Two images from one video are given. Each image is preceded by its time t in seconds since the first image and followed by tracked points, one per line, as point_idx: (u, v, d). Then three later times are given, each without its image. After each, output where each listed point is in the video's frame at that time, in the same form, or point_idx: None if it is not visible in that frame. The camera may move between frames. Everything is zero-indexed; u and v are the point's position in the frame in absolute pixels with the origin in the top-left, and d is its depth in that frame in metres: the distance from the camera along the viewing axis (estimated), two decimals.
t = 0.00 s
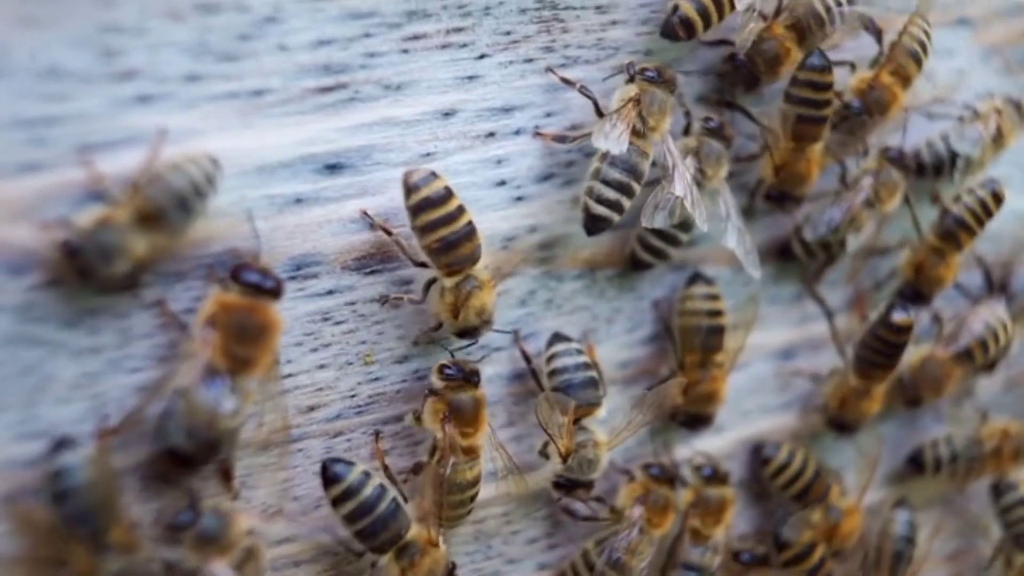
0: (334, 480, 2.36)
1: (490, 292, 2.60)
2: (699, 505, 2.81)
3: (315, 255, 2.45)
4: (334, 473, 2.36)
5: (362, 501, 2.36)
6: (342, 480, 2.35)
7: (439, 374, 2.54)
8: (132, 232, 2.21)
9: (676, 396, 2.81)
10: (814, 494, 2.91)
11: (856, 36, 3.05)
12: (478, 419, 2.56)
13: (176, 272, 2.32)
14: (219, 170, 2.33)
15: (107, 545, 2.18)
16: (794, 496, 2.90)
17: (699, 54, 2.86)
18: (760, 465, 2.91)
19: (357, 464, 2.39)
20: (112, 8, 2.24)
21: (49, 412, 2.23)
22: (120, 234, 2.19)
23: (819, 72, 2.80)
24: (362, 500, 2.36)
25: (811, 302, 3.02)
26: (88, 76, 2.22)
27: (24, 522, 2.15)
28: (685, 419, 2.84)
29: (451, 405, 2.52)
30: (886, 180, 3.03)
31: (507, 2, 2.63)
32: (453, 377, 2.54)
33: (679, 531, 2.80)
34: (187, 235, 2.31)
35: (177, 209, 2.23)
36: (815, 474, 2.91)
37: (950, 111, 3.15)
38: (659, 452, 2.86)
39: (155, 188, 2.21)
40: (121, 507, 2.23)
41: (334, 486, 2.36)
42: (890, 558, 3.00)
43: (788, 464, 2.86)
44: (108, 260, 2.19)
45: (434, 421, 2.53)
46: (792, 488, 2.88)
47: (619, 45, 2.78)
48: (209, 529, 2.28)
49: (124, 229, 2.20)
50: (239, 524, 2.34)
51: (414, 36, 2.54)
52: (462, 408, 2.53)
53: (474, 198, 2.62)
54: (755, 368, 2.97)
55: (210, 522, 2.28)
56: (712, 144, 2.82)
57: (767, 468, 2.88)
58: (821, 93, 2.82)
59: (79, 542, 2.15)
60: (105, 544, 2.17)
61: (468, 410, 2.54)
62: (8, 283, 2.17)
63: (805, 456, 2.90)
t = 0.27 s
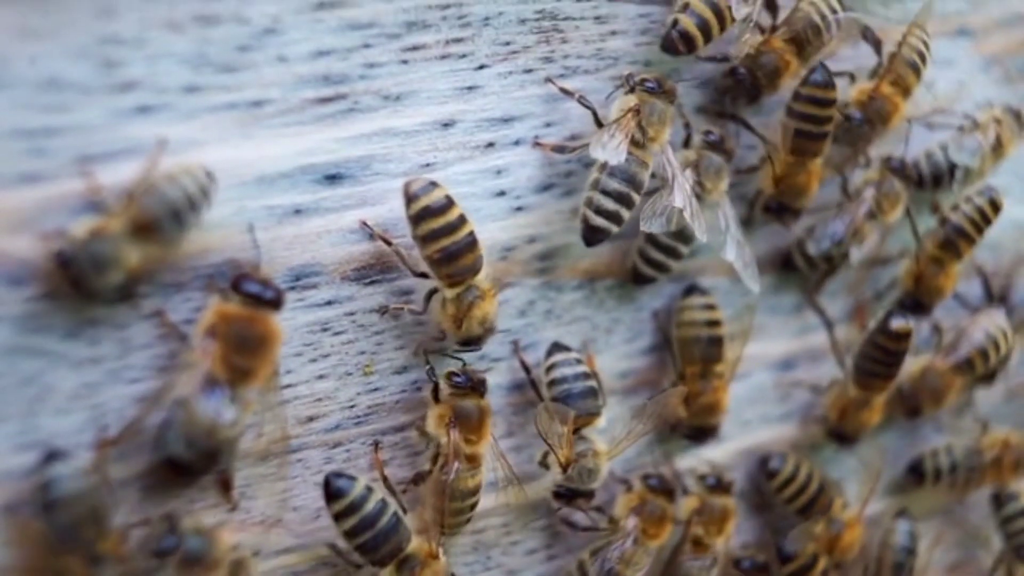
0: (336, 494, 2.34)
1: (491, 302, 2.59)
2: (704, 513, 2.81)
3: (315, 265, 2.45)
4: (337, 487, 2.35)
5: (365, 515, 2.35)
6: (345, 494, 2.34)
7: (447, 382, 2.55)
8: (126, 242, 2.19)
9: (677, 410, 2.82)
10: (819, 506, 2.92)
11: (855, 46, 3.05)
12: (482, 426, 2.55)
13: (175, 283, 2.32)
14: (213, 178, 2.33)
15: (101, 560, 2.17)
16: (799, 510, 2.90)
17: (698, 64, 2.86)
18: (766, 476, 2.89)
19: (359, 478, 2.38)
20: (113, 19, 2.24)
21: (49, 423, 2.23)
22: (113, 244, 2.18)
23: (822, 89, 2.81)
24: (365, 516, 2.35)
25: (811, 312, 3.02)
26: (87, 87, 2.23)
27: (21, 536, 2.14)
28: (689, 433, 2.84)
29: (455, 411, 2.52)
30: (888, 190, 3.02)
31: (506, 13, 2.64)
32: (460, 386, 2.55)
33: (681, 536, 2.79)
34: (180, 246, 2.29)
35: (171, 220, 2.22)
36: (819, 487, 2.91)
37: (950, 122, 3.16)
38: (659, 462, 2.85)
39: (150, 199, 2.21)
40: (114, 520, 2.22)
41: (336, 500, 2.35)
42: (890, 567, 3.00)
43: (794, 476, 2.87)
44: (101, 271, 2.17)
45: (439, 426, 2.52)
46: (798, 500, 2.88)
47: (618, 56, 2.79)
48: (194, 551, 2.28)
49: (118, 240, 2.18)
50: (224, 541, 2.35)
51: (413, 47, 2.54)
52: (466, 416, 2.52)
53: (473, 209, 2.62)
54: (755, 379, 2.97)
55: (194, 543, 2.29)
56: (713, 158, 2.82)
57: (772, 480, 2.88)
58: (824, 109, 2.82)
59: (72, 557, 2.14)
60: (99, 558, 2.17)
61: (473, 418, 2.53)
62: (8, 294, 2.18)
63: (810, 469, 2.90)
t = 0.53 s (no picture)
0: (337, 509, 2.34)
1: (492, 311, 2.58)
2: (706, 524, 2.81)
3: (313, 278, 2.46)
4: (337, 502, 2.35)
5: (365, 531, 2.34)
6: (346, 509, 2.34)
7: (452, 390, 2.55)
8: (119, 257, 2.21)
9: (677, 424, 2.81)
10: (821, 520, 2.92)
11: (853, 58, 3.06)
12: (487, 435, 2.55)
13: (173, 295, 2.32)
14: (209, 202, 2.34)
15: None
16: (800, 524, 2.90)
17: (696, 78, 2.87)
18: (767, 491, 2.89)
19: (360, 493, 2.38)
20: (112, 32, 2.25)
21: (47, 436, 2.23)
22: (106, 258, 2.19)
23: (824, 104, 2.82)
24: (364, 531, 2.34)
25: (810, 324, 3.02)
26: (87, 100, 2.23)
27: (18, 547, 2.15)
28: (686, 447, 2.84)
29: (460, 419, 2.53)
30: (890, 203, 3.01)
31: (505, 26, 2.64)
32: (466, 395, 2.55)
33: (682, 546, 2.78)
34: (175, 261, 2.31)
35: (165, 235, 2.23)
36: (821, 501, 2.91)
37: (948, 134, 3.17)
38: (659, 475, 2.85)
39: (145, 213, 2.22)
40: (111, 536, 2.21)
41: (336, 515, 2.34)
42: None
43: (797, 491, 2.87)
44: (95, 284, 2.18)
45: (445, 431, 2.52)
46: (800, 514, 2.88)
47: (616, 69, 2.79)
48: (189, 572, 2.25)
49: (111, 254, 2.19)
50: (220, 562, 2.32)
51: (413, 59, 2.55)
52: (472, 425, 2.52)
53: (472, 221, 2.62)
54: (754, 392, 2.97)
55: (190, 565, 2.25)
56: (713, 171, 2.81)
57: (774, 495, 2.88)
58: (825, 123, 2.83)
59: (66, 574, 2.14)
60: None
61: (478, 427, 2.53)
62: (7, 306, 2.18)
63: (812, 485, 2.90)
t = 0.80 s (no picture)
0: (334, 526, 2.35)
1: (495, 316, 2.59)
2: (711, 532, 2.81)
3: (312, 288, 2.45)
4: (334, 518, 2.36)
5: (364, 547, 2.34)
6: (343, 525, 2.35)
7: (460, 395, 2.57)
8: (113, 270, 2.19)
9: (671, 434, 2.79)
10: (822, 534, 2.92)
11: (851, 69, 3.07)
12: (490, 441, 2.56)
13: (173, 306, 2.32)
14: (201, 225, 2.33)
15: None
16: (801, 537, 2.91)
17: (695, 89, 2.88)
18: (769, 503, 2.90)
19: (358, 510, 2.39)
20: (112, 43, 2.25)
21: (47, 446, 2.23)
22: (100, 271, 2.17)
23: (818, 115, 2.83)
24: (363, 548, 2.35)
25: (809, 335, 3.02)
26: (88, 111, 2.24)
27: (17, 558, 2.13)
28: (682, 456, 2.84)
29: (464, 424, 2.54)
30: (892, 215, 3.01)
31: (505, 37, 2.64)
32: (473, 400, 2.57)
33: (683, 556, 2.76)
34: (170, 275, 2.30)
35: (159, 250, 2.22)
36: (823, 514, 2.91)
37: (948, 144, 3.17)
38: (659, 486, 2.85)
39: (140, 227, 2.21)
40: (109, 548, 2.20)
41: (335, 532, 2.35)
42: None
43: (797, 503, 2.87)
44: (87, 296, 2.17)
45: (449, 436, 2.53)
46: (800, 527, 2.89)
47: (616, 80, 2.80)
48: None
49: (105, 267, 2.18)
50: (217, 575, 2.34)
51: (412, 70, 2.55)
52: (475, 430, 2.54)
53: (472, 232, 2.63)
54: (754, 402, 2.97)
55: None
56: (715, 182, 2.81)
57: (776, 507, 2.88)
58: (820, 135, 2.83)
59: None
60: None
61: (481, 433, 2.54)
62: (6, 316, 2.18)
63: (813, 497, 2.90)
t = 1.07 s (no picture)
0: (335, 548, 2.37)
1: (495, 321, 2.59)
2: (711, 545, 2.82)
3: (312, 301, 2.46)
4: (335, 540, 2.37)
5: (366, 567, 2.36)
6: (344, 546, 2.37)
7: (471, 401, 2.59)
8: (108, 285, 2.18)
9: (671, 445, 2.78)
10: (824, 546, 2.92)
11: (849, 81, 3.07)
12: (498, 448, 2.58)
13: (172, 320, 2.32)
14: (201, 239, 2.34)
15: None
16: (802, 549, 2.91)
17: (695, 101, 2.88)
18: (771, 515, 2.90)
19: (357, 530, 2.41)
20: (110, 56, 2.25)
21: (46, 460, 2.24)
22: (95, 286, 2.17)
23: (813, 126, 2.84)
24: (366, 566, 2.37)
25: (808, 346, 3.03)
26: (86, 124, 2.24)
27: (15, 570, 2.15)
28: (683, 469, 2.84)
29: (474, 428, 2.56)
30: (891, 230, 3.02)
31: (504, 50, 2.64)
32: (487, 406, 2.59)
33: (684, 568, 2.78)
34: (167, 294, 2.30)
35: (155, 267, 2.22)
36: (825, 525, 2.92)
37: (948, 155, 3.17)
38: (659, 497, 2.86)
39: (136, 244, 2.20)
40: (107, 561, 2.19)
41: (336, 554, 2.37)
42: None
43: (798, 516, 2.88)
44: (82, 311, 2.16)
45: (458, 439, 2.55)
46: (801, 540, 2.89)
47: (615, 92, 2.80)
48: None
49: (101, 282, 2.17)
50: None
51: (412, 83, 2.54)
52: (485, 434, 2.56)
53: (472, 244, 2.63)
54: (754, 413, 2.97)
55: None
56: (713, 195, 2.82)
57: (777, 519, 2.89)
58: (816, 145, 2.84)
59: None
60: None
61: (490, 438, 2.57)
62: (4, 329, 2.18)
63: (814, 510, 2.91)
